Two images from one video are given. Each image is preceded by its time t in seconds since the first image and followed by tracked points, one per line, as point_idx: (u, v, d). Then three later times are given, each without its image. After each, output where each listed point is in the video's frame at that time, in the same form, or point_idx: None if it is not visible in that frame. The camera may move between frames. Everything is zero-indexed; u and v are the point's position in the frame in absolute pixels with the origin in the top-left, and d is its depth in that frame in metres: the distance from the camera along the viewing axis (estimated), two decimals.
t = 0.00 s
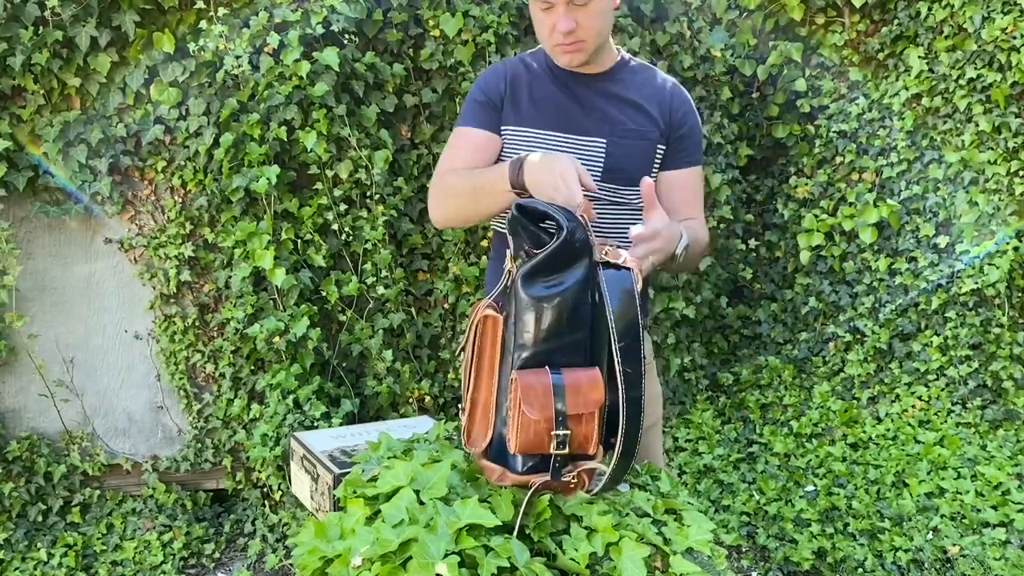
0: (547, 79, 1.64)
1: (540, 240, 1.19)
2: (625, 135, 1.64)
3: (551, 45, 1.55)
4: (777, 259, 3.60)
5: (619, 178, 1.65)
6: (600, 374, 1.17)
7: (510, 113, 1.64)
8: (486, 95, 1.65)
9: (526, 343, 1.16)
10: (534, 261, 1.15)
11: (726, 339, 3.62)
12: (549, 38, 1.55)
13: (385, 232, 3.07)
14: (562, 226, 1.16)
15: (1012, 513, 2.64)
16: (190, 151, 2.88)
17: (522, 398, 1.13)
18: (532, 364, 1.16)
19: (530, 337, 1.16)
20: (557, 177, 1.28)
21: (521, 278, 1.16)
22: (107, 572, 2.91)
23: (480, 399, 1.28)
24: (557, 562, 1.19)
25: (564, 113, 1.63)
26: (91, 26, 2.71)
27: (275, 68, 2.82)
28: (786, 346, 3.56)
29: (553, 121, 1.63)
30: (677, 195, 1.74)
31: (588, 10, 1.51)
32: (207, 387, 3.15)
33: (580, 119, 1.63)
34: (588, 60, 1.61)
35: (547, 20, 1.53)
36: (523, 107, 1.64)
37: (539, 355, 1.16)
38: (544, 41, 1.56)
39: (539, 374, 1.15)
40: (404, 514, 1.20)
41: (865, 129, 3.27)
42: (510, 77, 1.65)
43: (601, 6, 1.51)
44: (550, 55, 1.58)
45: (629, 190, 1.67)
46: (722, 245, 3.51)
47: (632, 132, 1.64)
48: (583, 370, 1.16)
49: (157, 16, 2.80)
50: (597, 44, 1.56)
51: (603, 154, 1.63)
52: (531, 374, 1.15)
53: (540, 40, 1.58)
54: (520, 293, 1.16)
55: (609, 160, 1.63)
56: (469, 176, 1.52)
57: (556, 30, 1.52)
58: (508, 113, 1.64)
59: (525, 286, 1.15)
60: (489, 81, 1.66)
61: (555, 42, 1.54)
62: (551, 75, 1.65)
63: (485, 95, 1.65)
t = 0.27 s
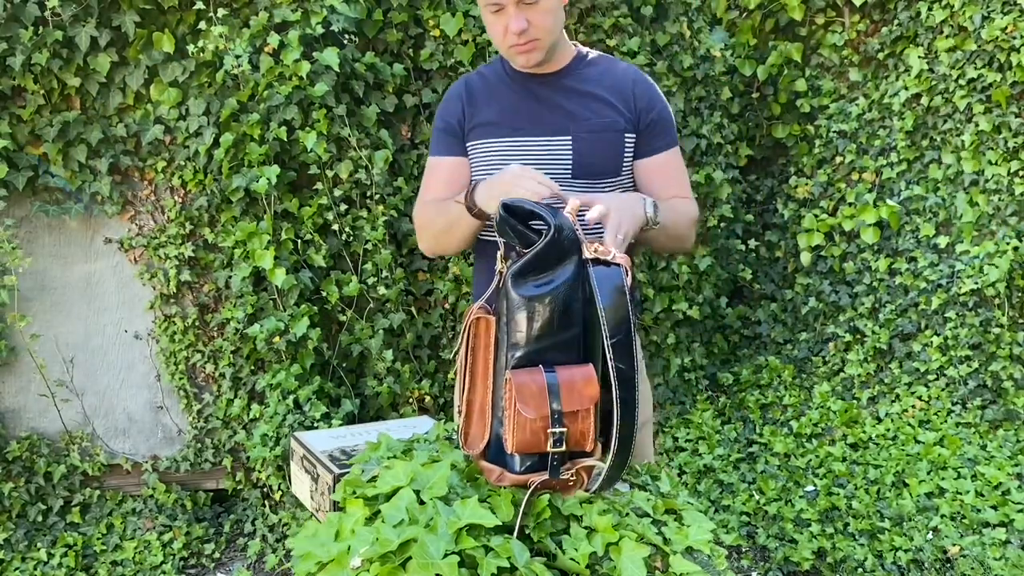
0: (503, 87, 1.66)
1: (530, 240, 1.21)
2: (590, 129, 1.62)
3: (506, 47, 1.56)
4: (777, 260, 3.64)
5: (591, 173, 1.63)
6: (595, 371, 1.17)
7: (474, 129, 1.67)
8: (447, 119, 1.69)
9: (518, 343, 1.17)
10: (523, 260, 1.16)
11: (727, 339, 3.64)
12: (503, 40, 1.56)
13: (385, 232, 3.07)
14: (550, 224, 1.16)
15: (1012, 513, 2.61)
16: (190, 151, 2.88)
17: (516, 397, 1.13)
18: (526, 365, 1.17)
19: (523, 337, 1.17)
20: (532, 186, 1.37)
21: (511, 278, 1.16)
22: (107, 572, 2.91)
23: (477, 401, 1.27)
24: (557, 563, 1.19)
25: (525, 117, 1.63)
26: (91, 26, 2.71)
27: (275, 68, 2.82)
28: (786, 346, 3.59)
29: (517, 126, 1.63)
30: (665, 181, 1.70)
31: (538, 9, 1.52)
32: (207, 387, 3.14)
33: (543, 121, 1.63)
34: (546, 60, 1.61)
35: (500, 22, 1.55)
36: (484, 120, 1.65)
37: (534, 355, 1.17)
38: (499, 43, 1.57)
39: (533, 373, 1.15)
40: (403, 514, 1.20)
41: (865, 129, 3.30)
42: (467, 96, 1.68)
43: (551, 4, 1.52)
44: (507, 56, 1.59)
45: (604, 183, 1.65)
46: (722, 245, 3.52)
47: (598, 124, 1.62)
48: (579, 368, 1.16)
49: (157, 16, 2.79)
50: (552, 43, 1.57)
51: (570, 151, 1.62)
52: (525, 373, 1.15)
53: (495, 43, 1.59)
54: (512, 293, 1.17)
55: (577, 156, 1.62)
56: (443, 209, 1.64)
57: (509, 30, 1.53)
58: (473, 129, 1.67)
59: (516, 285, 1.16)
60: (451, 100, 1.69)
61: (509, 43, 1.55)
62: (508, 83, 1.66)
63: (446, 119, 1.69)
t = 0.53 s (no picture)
0: (488, 90, 1.69)
1: (532, 240, 1.21)
2: (576, 131, 1.66)
3: (495, 46, 1.57)
4: (777, 260, 3.64)
5: (579, 174, 1.67)
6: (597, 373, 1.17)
7: (460, 131, 1.71)
8: (434, 119, 1.73)
9: (520, 343, 1.18)
10: (526, 261, 1.16)
11: (727, 339, 3.64)
12: (492, 39, 1.56)
13: (385, 232, 3.07)
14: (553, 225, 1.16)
15: (1012, 513, 2.61)
16: (190, 151, 2.88)
17: (517, 398, 1.14)
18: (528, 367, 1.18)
19: (524, 338, 1.17)
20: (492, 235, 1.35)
21: (513, 279, 1.16)
22: (107, 572, 2.91)
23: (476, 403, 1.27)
24: (557, 563, 1.19)
25: (511, 120, 1.67)
26: (91, 26, 2.71)
27: (274, 68, 2.83)
28: (786, 346, 3.59)
29: (503, 130, 1.67)
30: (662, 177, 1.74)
31: (529, 10, 1.54)
32: (207, 387, 3.14)
33: (529, 123, 1.67)
34: (534, 59, 1.63)
35: (489, 21, 1.55)
36: (470, 123, 1.69)
37: (535, 355, 1.17)
38: (487, 42, 1.57)
39: (535, 375, 1.15)
40: (404, 514, 1.20)
41: (865, 129, 3.30)
42: (453, 96, 1.72)
43: (542, 4, 1.54)
44: (495, 55, 1.60)
45: (592, 183, 1.69)
46: (722, 245, 3.52)
47: (584, 126, 1.66)
48: (580, 370, 1.16)
49: (157, 16, 2.79)
50: (541, 42, 1.59)
51: (557, 154, 1.66)
52: (526, 375, 1.16)
53: (482, 42, 1.59)
54: (513, 293, 1.17)
55: (564, 158, 1.66)
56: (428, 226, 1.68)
57: (500, 30, 1.54)
58: (459, 133, 1.71)
59: (518, 286, 1.16)
60: (434, 103, 1.73)
61: (498, 42, 1.56)
62: (492, 85, 1.70)
63: (433, 119, 1.73)
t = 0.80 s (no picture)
0: (453, 130, 1.58)
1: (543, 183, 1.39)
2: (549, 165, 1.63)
3: (464, 96, 1.46)
4: (777, 260, 3.66)
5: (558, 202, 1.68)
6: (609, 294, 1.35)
7: (428, 177, 1.60)
8: (390, 161, 1.54)
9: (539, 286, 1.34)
10: (541, 200, 1.37)
11: (727, 339, 3.64)
12: (460, 88, 1.44)
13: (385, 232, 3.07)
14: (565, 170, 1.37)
15: (1012, 513, 2.60)
16: (190, 151, 2.88)
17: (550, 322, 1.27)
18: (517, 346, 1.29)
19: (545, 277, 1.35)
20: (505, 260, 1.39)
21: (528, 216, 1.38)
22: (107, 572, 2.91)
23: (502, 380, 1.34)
24: (557, 563, 1.19)
25: (484, 163, 1.61)
26: (91, 26, 2.71)
27: (275, 68, 2.83)
28: (786, 347, 3.59)
29: (477, 175, 1.61)
30: (624, 147, 1.57)
31: (503, 60, 1.42)
32: (207, 388, 3.14)
33: (502, 164, 1.61)
34: (505, 103, 1.53)
35: (458, 71, 1.42)
36: (439, 169, 1.60)
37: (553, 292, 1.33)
38: (455, 92, 1.46)
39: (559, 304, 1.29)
40: (403, 514, 1.19)
41: (865, 129, 3.30)
42: (412, 137, 1.55)
43: (516, 53, 1.43)
44: (463, 104, 1.48)
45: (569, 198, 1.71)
46: (721, 245, 3.52)
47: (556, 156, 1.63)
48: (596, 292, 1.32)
49: (157, 16, 2.79)
50: (509, 92, 1.49)
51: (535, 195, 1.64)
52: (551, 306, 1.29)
53: (449, 89, 1.47)
54: (529, 232, 1.38)
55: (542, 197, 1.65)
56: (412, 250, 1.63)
57: (470, 82, 1.42)
58: (427, 178, 1.61)
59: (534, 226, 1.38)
60: (399, 133, 1.54)
61: (471, 95, 1.45)
62: (456, 122, 1.58)
63: (392, 159, 1.54)
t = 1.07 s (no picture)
0: (451, 129, 1.58)
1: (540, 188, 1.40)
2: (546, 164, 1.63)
3: (457, 94, 1.45)
4: (776, 260, 3.66)
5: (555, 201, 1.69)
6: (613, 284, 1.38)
7: (426, 175, 1.60)
8: (390, 160, 1.54)
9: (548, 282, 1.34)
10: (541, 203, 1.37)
11: (727, 339, 3.65)
12: (453, 86, 1.44)
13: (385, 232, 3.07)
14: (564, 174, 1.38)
15: (1012, 513, 2.60)
16: (190, 151, 2.88)
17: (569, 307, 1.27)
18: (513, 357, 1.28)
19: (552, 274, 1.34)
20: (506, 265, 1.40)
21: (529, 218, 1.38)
22: (107, 572, 2.91)
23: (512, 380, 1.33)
24: (557, 562, 1.19)
25: (482, 161, 1.61)
26: (91, 26, 2.71)
27: (275, 68, 2.83)
28: (786, 346, 3.59)
29: (475, 172, 1.61)
30: (624, 138, 1.55)
31: (495, 56, 1.42)
32: (207, 388, 3.14)
33: (500, 162, 1.61)
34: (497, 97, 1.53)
35: (450, 68, 1.42)
36: (437, 167, 1.60)
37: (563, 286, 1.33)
38: (447, 90, 1.46)
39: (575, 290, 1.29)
40: (404, 513, 1.19)
41: (865, 129, 3.31)
42: (411, 136, 1.56)
43: (508, 48, 1.42)
44: (456, 102, 1.48)
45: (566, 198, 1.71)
46: (721, 245, 3.52)
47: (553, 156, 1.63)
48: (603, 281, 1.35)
49: (157, 16, 2.79)
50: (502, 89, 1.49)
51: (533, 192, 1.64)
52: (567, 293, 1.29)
53: (442, 87, 1.47)
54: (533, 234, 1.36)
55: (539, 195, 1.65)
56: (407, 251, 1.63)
57: (462, 80, 1.42)
58: (424, 177, 1.60)
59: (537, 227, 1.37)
60: (394, 133, 1.55)
61: (463, 92, 1.44)
62: (453, 122, 1.58)
63: (390, 160, 1.54)
